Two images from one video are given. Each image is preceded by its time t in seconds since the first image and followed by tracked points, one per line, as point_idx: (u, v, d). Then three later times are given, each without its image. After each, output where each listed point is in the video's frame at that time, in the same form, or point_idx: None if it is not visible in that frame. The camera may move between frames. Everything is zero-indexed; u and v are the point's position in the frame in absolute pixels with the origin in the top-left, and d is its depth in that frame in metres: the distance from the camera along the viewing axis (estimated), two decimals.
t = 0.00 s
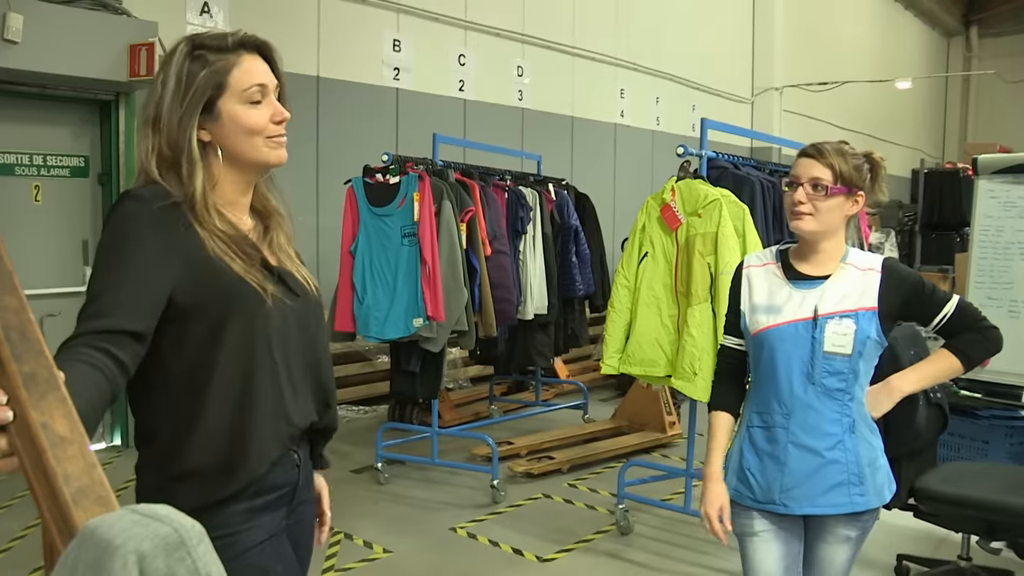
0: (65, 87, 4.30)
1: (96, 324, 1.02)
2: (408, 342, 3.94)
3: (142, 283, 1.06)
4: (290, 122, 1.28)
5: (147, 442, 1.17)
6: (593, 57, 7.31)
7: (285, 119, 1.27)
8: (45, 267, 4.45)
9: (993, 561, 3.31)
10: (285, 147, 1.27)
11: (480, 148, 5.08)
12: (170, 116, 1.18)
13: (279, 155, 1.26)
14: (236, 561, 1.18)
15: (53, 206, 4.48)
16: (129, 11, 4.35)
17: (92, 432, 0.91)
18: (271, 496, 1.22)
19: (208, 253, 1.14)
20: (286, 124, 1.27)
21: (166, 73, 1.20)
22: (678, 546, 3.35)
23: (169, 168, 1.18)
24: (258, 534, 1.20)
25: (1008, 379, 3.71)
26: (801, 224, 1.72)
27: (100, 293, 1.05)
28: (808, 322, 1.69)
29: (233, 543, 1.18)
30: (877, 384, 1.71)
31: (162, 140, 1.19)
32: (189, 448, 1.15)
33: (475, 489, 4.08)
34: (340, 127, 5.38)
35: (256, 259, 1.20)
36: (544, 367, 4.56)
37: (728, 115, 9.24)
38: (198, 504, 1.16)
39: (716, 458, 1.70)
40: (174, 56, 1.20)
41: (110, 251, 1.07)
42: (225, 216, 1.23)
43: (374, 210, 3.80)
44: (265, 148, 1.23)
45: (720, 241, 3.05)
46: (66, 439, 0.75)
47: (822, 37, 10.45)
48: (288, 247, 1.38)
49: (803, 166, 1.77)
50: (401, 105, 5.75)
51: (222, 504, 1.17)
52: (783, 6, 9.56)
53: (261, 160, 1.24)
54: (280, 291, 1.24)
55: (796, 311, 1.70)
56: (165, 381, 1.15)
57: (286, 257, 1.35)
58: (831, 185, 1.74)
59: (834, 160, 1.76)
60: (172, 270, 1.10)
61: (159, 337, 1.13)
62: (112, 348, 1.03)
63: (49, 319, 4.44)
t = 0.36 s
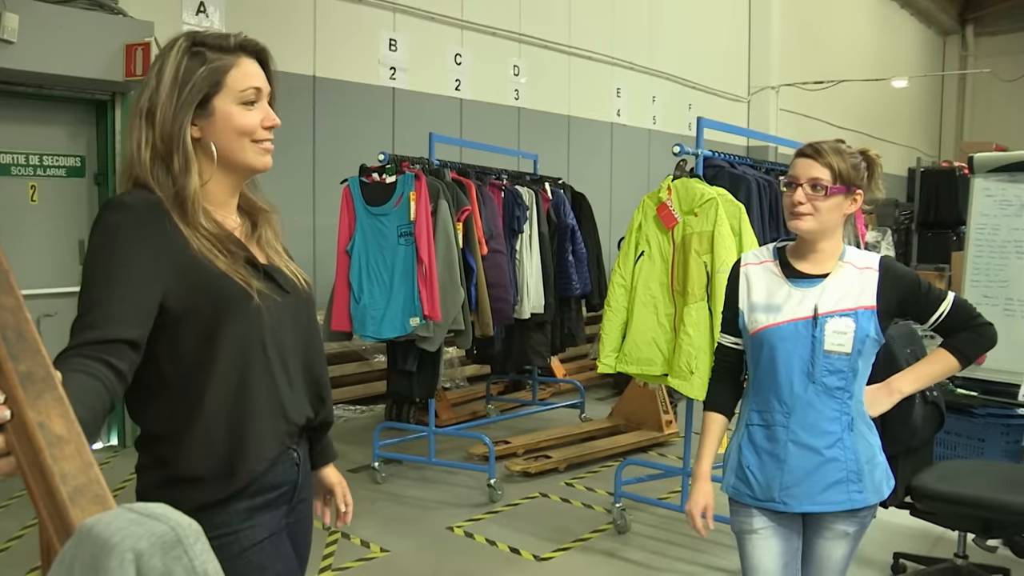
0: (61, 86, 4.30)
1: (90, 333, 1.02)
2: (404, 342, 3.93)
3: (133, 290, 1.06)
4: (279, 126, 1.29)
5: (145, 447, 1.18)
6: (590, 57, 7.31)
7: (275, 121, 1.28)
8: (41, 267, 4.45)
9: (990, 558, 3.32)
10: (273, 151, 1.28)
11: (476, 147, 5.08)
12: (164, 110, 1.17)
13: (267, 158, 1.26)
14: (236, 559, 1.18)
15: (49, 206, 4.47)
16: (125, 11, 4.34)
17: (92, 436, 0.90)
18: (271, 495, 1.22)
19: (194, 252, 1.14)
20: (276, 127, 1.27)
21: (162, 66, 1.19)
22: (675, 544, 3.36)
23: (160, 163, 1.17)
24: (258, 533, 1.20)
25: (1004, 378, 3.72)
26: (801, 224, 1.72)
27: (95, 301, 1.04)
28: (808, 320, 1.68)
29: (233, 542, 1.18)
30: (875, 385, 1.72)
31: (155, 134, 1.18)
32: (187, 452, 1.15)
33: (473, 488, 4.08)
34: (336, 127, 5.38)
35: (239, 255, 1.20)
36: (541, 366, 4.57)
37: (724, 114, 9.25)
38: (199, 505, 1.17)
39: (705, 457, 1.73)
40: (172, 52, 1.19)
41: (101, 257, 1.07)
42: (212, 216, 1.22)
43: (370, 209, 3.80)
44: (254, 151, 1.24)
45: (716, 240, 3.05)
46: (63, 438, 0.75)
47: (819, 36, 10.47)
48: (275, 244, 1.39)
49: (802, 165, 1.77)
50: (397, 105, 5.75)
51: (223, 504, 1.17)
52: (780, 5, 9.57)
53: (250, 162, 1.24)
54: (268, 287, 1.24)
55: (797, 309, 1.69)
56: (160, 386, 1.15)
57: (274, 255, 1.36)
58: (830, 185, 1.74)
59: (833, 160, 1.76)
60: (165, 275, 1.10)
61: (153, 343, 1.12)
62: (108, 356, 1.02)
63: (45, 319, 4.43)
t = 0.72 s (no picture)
0: (60, 86, 4.30)
1: (86, 328, 1.02)
2: (404, 341, 3.93)
3: (128, 287, 1.06)
4: (271, 130, 1.27)
5: (140, 444, 1.18)
6: (589, 56, 7.31)
7: (266, 125, 1.26)
8: (41, 266, 4.45)
9: (988, 558, 3.32)
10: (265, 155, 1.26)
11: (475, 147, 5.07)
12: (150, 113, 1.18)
13: (257, 162, 1.25)
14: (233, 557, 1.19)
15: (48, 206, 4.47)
16: (125, 10, 4.34)
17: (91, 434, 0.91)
18: (267, 493, 1.23)
19: (187, 250, 1.14)
20: (267, 131, 1.26)
21: (153, 69, 1.19)
22: (674, 544, 3.36)
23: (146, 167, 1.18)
24: (252, 532, 1.21)
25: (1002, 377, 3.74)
26: (798, 227, 1.72)
27: (90, 297, 1.04)
28: (804, 321, 1.69)
29: (230, 541, 1.19)
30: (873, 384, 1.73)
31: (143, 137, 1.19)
32: (182, 450, 1.15)
33: (472, 487, 4.08)
34: (336, 126, 5.38)
35: (231, 252, 1.20)
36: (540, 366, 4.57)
37: (724, 114, 9.25)
38: (196, 503, 1.17)
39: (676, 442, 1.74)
40: (162, 55, 1.19)
41: (96, 253, 1.07)
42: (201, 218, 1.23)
43: (369, 208, 3.80)
44: (242, 155, 1.23)
45: (715, 240, 3.05)
46: (64, 437, 0.75)
47: (818, 36, 10.47)
48: (271, 247, 1.39)
49: (800, 169, 1.78)
50: (396, 104, 5.75)
51: (218, 501, 1.18)
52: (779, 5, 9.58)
53: (238, 167, 1.24)
54: (259, 283, 1.23)
55: (793, 311, 1.70)
56: (155, 384, 1.15)
57: (269, 256, 1.36)
58: (827, 189, 1.74)
59: (829, 163, 1.76)
60: (159, 272, 1.10)
61: (148, 341, 1.13)
62: (104, 352, 1.02)
63: (45, 318, 4.43)
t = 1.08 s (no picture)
0: (65, 85, 4.31)
1: (91, 327, 1.02)
2: (407, 341, 3.93)
3: (131, 287, 1.06)
4: (279, 129, 1.28)
5: (143, 443, 1.18)
6: (593, 56, 7.31)
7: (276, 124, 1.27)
8: (45, 265, 4.46)
9: (991, 559, 3.32)
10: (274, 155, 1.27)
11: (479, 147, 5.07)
12: (161, 111, 1.18)
13: (266, 162, 1.26)
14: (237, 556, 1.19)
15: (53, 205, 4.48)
16: (130, 10, 4.36)
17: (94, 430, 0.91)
18: (269, 493, 1.23)
19: (191, 249, 1.15)
20: (275, 131, 1.27)
21: (163, 68, 1.19)
22: (676, 544, 3.36)
23: (157, 165, 1.19)
24: (256, 532, 1.21)
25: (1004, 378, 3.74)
26: (798, 227, 1.72)
27: (94, 297, 1.05)
28: (804, 323, 1.69)
29: (233, 540, 1.19)
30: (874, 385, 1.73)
31: (153, 135, 1.19)
32: (184, 450, 1.16)
33: (474, 487, 4.08)
34: (339, 126, 5.38)
35: (235, 254, 1.21)
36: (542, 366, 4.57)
37: (727, 114, 9.25)
38: (199, 503, 1.18)
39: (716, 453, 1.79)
40: (173, 54, 1.19)
41: (100, 252, 1.08)
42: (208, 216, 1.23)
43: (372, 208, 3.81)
44: (250, 155, 1.24)
45: (719, 241, 3.05)
46: (72, 435, 0.75)
47: (821, 36, 10.46)
48: (277, 248, 1.40)
49: (798, 169, 1.77)
50: (400, 104, 5.75)
51: (221, 501, 1.18)
52: (783, 6, 9.57)
53: (249, 165, 1.24)
54: (261, 283, 1.24)
55: (794, 313, 1.70)
56: (159, 383, 1.15)
57: (274, 256, 1.36)
58: (826, 189, 1.74)
59: (827, 163, 1.76)
60: (162, 273, 1.11)
61: (152, 341, 1.13)
62: (109, 352, 1.02)
63: (50, 317, 4.44)
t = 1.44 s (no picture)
0: (67, 90, 4.31)
1: (99, 331, 1.03)
2: (409, 346, 3.93)
3: (140, 292, 1.07)
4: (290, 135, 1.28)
5: (150, 447, 1.19)
6: (594, 61, 7.32)
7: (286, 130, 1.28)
8: (46, 269, 4.46)
9: (993, 563, 3.32)
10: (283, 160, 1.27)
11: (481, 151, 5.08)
12: (173, 114, 1.19)
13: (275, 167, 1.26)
14: (240, 560, 1.19)
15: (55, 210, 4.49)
16: (132, 15, 4.37)
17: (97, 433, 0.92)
18: (274, 497, 1.23)
19: (203, 253, 1.15)
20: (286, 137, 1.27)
21: (176, 71, 1.20)
22: (678, 548, 3.35)
23: (168, 169, 1.19)
24: (260, 536, 1.21)
25: (1005, 382, 3.72)
26: (798, 232, 1.73)
27: (103, 301, 1.05)
28: (804, 327, 1.69)
29: (238, 544, 1.19)
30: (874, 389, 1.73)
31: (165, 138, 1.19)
32: (191, 454, 1.16)
33: (475, 491, 4.08)
34: (341, 130, 5.39)
35: (244, 258, 1.21)
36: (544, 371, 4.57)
37: (728, 118, 9.26)
38: (205, 506, 1.18)
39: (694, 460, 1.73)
40: (188, 57, 1.20)
41: (112, 255, 1.09)
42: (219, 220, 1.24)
43: (374, 213, 3.81)
44: (260, 159, 1.24)
45: (720, 245, 3.05)
46: (75, 439, 0.76)
47: (822, 40, 10.47)
48: (284, 251, 1.40)
49: (797, 175, 1.78)
50: (401, 108, 5.76)
51: (226, 505, 1.18)
52: (783, 10, 9.58)
53: (259, 172, 1.25)
54: (269, 288, 1.24)
55: (794, 317, 1.70)
56: (166, 387, 1.16)
57: (284, 261, 1.37)
58: (825, 194, 1.74)
59: (825, 168, 1.76)
60: (174, 278, 1.11)
61: (160, 346, 1.13)
62: (115, 356, 1.03)
63: (51, 321, 4.45)
